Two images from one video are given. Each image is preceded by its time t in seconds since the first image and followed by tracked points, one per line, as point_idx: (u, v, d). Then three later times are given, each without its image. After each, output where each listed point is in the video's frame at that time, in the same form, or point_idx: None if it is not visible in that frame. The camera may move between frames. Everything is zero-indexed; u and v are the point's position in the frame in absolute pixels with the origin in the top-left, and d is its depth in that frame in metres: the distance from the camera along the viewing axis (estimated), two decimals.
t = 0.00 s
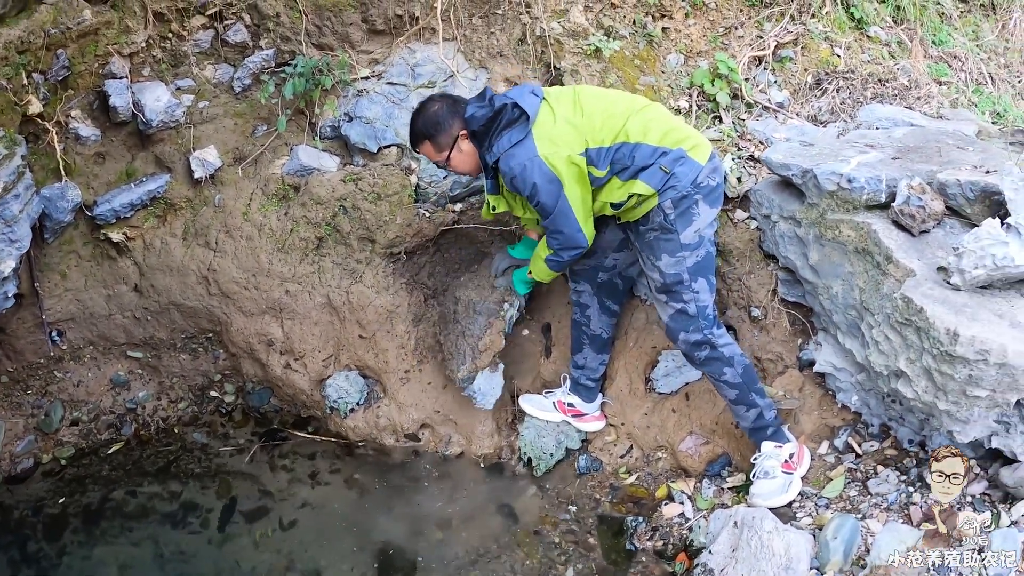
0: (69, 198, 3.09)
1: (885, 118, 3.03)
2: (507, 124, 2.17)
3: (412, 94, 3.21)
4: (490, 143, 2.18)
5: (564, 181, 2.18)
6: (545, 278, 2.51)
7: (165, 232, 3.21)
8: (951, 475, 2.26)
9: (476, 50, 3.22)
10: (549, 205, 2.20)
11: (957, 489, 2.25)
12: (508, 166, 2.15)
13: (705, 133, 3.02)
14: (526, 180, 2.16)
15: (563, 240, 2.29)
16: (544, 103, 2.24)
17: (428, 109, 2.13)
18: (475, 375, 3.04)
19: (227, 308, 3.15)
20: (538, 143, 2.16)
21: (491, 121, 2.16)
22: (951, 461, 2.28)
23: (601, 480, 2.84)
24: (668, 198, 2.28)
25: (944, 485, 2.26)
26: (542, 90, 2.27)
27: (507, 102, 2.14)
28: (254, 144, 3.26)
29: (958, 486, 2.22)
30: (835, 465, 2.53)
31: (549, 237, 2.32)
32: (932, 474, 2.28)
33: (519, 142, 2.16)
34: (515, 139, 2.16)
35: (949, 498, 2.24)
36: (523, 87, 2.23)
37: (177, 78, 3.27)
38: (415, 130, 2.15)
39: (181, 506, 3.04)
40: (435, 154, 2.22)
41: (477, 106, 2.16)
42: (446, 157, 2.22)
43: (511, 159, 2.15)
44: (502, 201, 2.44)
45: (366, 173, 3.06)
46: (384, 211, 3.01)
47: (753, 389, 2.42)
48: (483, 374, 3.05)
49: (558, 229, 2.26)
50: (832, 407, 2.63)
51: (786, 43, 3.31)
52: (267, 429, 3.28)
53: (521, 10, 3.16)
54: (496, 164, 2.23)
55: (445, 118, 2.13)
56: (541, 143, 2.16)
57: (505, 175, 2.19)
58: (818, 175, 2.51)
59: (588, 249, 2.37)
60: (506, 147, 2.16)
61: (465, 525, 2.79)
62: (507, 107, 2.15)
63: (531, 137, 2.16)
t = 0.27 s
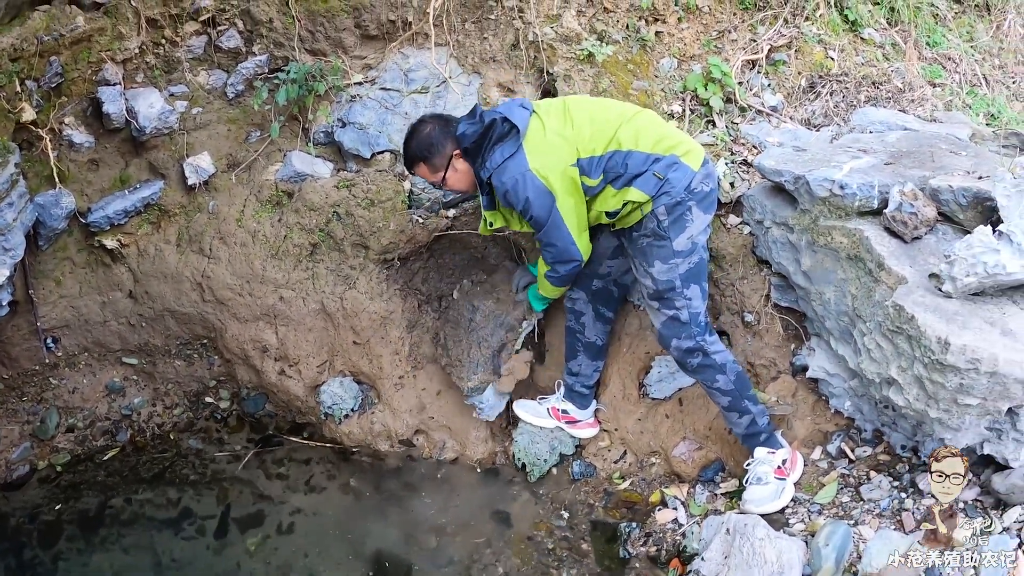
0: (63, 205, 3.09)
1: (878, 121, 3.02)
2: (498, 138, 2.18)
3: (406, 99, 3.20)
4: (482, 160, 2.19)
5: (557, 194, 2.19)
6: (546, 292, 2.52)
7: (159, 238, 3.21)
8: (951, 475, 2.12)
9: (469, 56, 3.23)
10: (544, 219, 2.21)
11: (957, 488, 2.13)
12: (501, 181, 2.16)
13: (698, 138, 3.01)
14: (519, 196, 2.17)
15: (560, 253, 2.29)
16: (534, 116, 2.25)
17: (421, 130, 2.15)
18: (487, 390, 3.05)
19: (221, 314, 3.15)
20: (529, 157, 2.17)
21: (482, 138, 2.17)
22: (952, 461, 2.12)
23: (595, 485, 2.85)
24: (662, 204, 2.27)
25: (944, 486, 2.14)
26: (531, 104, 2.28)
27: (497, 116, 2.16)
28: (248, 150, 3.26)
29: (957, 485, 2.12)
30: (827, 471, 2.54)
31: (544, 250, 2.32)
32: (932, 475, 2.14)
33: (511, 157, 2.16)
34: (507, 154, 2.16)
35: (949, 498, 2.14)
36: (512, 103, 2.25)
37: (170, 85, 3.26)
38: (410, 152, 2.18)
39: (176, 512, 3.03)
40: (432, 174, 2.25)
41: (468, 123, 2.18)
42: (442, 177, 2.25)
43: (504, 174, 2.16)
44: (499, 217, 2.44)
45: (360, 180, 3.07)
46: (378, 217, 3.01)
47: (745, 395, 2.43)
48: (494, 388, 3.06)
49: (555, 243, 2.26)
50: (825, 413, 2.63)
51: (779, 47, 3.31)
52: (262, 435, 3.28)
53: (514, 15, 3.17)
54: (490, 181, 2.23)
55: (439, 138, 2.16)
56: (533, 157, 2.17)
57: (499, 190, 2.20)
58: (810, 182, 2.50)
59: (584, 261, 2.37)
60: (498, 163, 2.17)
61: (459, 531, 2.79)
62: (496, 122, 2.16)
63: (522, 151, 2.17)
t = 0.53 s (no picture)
0: (54, 212, 3.08)
1: (872, 123, 3.01)
2: (483, 162, 2.16)
3: (397, 104, 3.19)
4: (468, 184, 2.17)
5: (544, 214, 2.17)
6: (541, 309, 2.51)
7: (150, 245, 3.20)
8: (952, 476, 2.15)
9: (460, 60, 3.22)
10: (532, 241, 2.20)
11: (957, 488, 2.16)
12: (488, 205, 2.14)
13: (690, 142, 2.99)
14: (506, 220, 2.15)
15: (551, 273, 2.28)
16: (518, 135, 2.22)
17: (408, 158, 2.16)
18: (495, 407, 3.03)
19: (213, 321, 3.13)
20: (515, 179, 2.14)
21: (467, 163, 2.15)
22: (951, 461, 2.14)
23: (588, 492, 2.84)
24: (652, 212, 2.27)
25: (943, 485, 2.17)
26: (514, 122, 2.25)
27: (479, 140, 2.14)
28: (239, 156, 3.24)
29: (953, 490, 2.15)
30: (821, 478, 2.52)
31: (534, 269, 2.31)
32: (932, 475, 2.17)
33: (497, 180, 2.13)
34: (493, 178, 2.13)
35: (949, 498, 2.17)
36: (495, 123, 2.22)
37: (161, 90, 3.25)
38: (400, 181, 2.19)
39: (170, 519, 3.02)
40: (425, 201, 2.25)
41: (453, 148, 2.17)
42: (436, 202, 2.25)
43: (490, 198, 2.13)
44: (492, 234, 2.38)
45: (351, 185, 3.06)
46: (369, 223, 3.00)
47: (736, 403, 2.42)
48: (500, 404, 3.04)
49: (544, 263, 2.25)
50: (818, 418, 2.62)
51: (773, 48, 3.29)
52: (256, 441, 3.27)
53: (505, 19, 3.17)
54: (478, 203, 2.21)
55: (425, 164, 2.16)
56: (518, 179, 2.15)
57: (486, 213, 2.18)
58: (802, 187, 2.48)
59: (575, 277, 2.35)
60: (483, 187, 2.14)
61: (452, 538, 2.77)
62: (480, 146, 2.14)
63: (507, 173, 2.14)
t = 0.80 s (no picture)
0: (46, 217, 3.06)
1: (869, 123, 3.01)
2: (478, 165, 2.12)
3: (390, 105, 3.18)
4: (462, 187, 2.14)
5: (538, 219, 2.16)
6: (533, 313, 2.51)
7: (144, 249, 3.18)
8: (952, 476, 2.09)
9: (454, 61, 3.21)
10: (525, 246, 2.18)
11: (957, 488, 2.11)
12: (482, 210, 2.12)
13: (685, 142, 2.97)
14: (500, 224, 2.14)
15: (543, 278, 2.28)
16: (513, 138, 2.20)
17: (400, 160, 2.11)
18: (495, 416, 2.99)
19: (207, 325, 3.12)
20: (510, 184, 2.12)
21: (461, 166, 2.11)
22: (951, 461, 2.08)
23: (585, 495, 2.82)
24: (648, 215, 2.25)
25: (944, 486, 2.11)
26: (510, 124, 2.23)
27: (474, 143, 2.10)
28: (232, 159, 3.20)
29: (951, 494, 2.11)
30: (819, 480, 2.51)
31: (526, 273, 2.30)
32: (931, 475, 2.11)
33: (491, 184, 2.11)
34: (487, 182, 2.11)
35: (949, 498, 2.12)
36: (489, 125, 2.19)
37: (153, 93, 3.23)
38: (393, 184, 2.14)
39: (165, 525, 2.99)
40: (418, 204, 2.20)
41: (446, 150, 2.11)
42: (430, 203, 2.20)
43: (484, 202, 2.12)
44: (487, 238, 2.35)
45: (345, 188, 3.05)
46: (363, 225, 2.99)
47: (733, 407, 2.39)
48: (500, 411, 3.00)
49: (537, 268, 2.24)
50: (816, 420, 2.60)
51: (769, 48, 3.28)
52: (251, 446, 3.25)
53: (500, 19, 3.15)
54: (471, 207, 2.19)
55: (418, 166, 2.11)
56: (513, 183, 2.13)
57: (480, 217, 2.17)
58: (800, 188, 2.46)
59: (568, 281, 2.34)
60: (478, 191, 2.12)
61: (449, 543, 2.76)
62: (475, 149, 2.10)
63: (503, 177, 2.12)
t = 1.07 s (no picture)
0: (42, 221, 3.04)
1: (869, 122, 3.01)
2: (479, 164, 2.10)
3: (387, 107, 3.16)
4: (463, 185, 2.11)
5: (540, 220, 2.13)
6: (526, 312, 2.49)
7: (140, 252, 3.16)
8: (951, 476, 2.06)
9: (452, 62, 3.19)
10: (525, 246, 2.16)
11: (957, 488, 2.08)
12: (483, 208, 2.09)
13: (684, 143, 2.95)
14: (501, 223, 2.11)
15: (540, 277, 2.26)
16: (517, 136, 2.17)
17: (399, 156, 2.08)
18: (495, 417, 2.99)
19: (205, 329, 3.10)
20: (513, 183, 2.09)
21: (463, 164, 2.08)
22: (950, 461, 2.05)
23: (586, 498, 2.81)
24: (652, 219, 2.23)
25: (943, 486, 2.08)
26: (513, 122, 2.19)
27: (476, 141, 2.07)
28: (229, 162, 3.18)
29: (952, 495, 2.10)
30: (820, 482, 2.50)
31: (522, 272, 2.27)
32: (931, 475, 2.09)
33: (493, 183, 2.08)
34: (489, 181, 2.08)
35: (948, 498, 2.09)
36: (492, 122, 2.16)
37: (149, 95, 3.21)
38: (389, 180, 2.12)
39: (164, 530, 2.97)
40: (413, 200, 2.18)
41: (447, 147, 2.09)
42: (422, 202, 2.19)
43: (484, 201, 2.09)
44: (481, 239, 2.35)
45: (343, 190, 3.02)
46: (361, 228, 2.97)
47: (733, 410, 2.39)
48: (500, 413, 3.01)
49: (535, 268, 2.22)
50: (817, 422, 2.59)
51: (767, 47, 3.26)
52: (249, 450, 3.24)
53: (497, 20, 3.12)
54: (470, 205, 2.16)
55: (412, 166, 2.08)
56: (516, 183, 2.09)
57: (480, 216, 2.14)
58: (800, 189, 2.45)
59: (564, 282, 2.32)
60: (479, 190, 2.09)
61: (449, 547, 2.74)
62: (476, 148, 2.07)
63: (505, 177, 2.09)
